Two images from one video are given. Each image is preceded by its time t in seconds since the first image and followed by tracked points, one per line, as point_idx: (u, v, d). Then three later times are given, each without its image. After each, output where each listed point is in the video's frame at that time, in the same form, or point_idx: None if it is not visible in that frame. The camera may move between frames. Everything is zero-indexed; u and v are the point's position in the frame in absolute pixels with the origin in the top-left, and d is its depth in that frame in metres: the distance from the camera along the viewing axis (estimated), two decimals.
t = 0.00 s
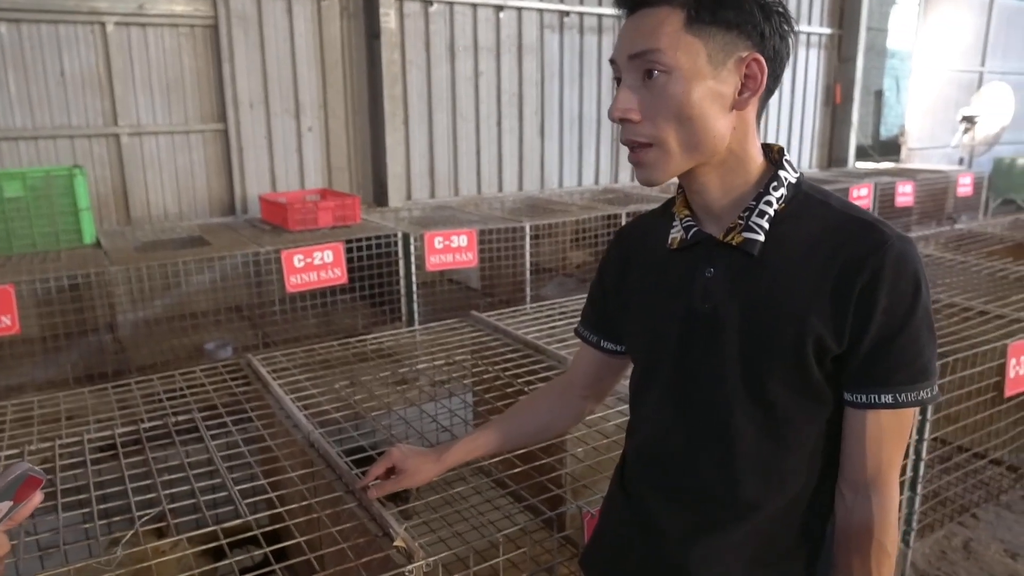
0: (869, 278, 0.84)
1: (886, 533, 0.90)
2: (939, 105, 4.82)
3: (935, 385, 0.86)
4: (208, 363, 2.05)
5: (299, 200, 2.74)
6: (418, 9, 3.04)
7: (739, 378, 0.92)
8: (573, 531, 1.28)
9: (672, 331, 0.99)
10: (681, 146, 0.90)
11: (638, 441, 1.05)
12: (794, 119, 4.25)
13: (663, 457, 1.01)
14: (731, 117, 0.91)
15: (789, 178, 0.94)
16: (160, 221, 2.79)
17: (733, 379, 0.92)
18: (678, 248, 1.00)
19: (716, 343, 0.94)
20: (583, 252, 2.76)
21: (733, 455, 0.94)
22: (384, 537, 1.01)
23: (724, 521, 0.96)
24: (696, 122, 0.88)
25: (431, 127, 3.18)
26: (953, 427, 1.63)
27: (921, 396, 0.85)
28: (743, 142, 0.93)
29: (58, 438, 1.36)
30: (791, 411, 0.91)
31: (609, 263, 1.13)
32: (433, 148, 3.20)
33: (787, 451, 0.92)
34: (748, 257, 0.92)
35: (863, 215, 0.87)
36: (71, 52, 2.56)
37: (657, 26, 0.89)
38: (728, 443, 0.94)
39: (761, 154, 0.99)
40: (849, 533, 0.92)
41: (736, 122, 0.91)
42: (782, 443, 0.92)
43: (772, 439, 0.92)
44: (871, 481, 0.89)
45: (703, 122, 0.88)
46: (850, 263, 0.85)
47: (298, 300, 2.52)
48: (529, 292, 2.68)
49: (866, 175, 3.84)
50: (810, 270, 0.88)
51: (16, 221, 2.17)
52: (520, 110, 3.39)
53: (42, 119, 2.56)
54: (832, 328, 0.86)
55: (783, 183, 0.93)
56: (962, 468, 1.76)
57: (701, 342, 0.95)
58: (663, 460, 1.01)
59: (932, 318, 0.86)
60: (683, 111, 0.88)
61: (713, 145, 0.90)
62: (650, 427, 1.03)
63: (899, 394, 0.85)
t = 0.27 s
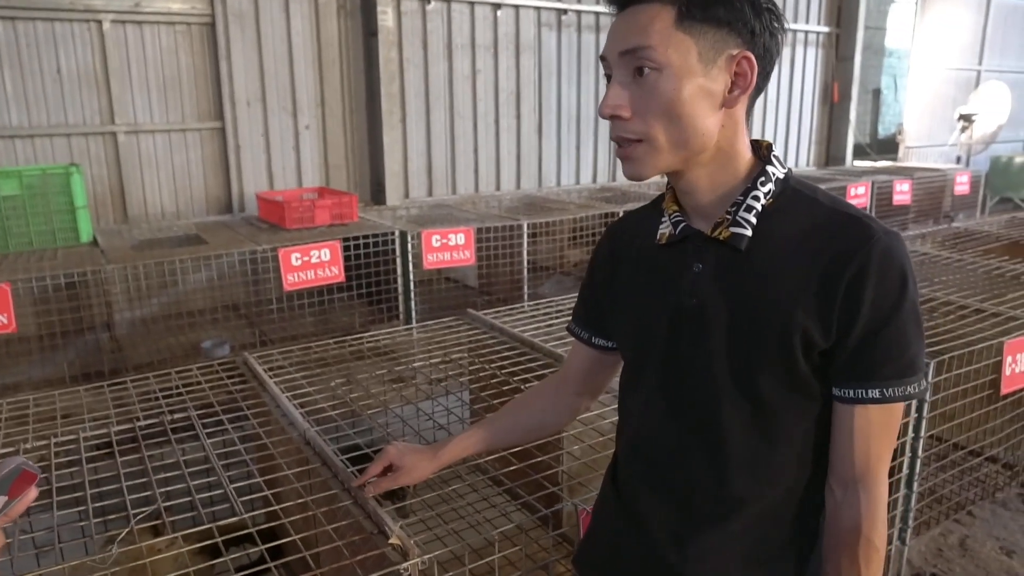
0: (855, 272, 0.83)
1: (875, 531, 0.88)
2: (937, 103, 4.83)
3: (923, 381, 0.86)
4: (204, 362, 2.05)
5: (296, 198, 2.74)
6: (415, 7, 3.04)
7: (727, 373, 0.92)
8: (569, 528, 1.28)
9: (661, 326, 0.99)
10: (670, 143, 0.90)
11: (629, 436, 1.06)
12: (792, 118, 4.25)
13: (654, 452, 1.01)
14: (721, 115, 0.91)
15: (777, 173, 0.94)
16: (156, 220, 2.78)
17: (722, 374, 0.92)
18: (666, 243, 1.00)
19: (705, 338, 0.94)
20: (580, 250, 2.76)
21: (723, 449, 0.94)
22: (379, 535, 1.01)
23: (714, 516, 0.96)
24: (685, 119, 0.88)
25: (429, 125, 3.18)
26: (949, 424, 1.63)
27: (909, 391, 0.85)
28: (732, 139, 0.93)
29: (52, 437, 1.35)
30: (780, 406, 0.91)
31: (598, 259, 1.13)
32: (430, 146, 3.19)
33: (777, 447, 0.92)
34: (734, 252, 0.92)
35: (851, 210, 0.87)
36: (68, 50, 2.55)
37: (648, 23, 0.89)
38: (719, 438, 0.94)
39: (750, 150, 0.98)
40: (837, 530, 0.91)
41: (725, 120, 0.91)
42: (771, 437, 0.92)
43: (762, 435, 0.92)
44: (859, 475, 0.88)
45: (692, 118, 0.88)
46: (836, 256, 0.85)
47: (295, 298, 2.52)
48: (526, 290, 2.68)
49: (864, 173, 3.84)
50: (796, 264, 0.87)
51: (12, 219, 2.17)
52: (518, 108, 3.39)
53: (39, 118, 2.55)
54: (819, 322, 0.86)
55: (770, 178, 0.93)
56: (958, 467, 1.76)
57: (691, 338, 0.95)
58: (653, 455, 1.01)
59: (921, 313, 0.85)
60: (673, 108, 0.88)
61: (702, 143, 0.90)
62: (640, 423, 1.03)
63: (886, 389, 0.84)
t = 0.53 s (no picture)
0: (840, 266, 0.83)
1: (864, 527, 0.88)
2: (934, 102, 4.84)
3: (910, 373, 0.86)
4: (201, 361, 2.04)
5: (294, 197, 2.74)
6: (413, 6, 3.04)
7: (716, 369, 0.92)
8: (568, 526, 1.27)
9: (650, 322, 0.99)
10: (662, 139, 0.89)
11: (620, 433, 1.05)
12: (789, 116, 4.26)
13: (647, 450, 1.01)
14: (712, 112, 0.90)
15: (764, 169, 0.94)
16: (154, 219, 2.78)
17: (711, 369, 0.92)
18: (655, 239, 1.00)
19: (693, 332, 0.93)
20: (578, 249, 2.76)
21: (715, 446, 0.93)
22: (377, 535, 1.01)
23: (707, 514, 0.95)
24: (677, 115, 0.88)
25: (427, 123, 3.17)
26: (945, 423, 1.63)
27: (894, 385, 0.85)
28: (723, 135, 0.93)
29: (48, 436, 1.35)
30: (772, 403, 0.90)
31: (590, 255, 1.13)
32: (428, 145, 3.19)
33: (770, 443, 0.92)
34: (722, 247, 0.91)
35: (836, 204, 0.87)
36: (64, 48, 2.55)
37: (642, 19, 0.89)
38: (710, 434, 0.94)
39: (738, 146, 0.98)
40: (826, 527, 0.92)
41: (716, 117, 0.91)
42: (763, 433, 0.92)
43: (754, 431, 0.92)
44: (848, 471, 0.88)
45: (685, 115, 0.88)
46: (822, 250, 0.85)
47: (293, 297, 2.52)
48: (524, 289, 2.68)
49: (861, 171, 3.85)
50: (783, 259, 0.87)
51: (9, 218, 2.16)
52: (516, 106, 3.39)
53: (35, 116, 2.55)
54: (805, 316, 0.86)
55: (758, 173, 0.93)
56: (956, 465, 1.76)
57: (679, 333, 0.95)
58: (646, 453, 1.01)
59: (907, 308, 0.85)
60: (665, 104, 0.88)
61: (693, 139, 0.90)
62: (631, 419, 1.03)
63: (873, 384, 0.84)
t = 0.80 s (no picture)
0: (833, 261, 0.83)
1: (866, 517, 0.87)
2: (930, 101, 4.84)
3: (906, 364, 0.85)
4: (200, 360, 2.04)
5: (292, 196, 2.74)
6: (411, 5, 3.03)
7: (711, 367, 0.92)
8: (567, 526, 1.27)
9: (644, 320, 0.99)
10: (654, 146, 0.90)
11: (617, 430, 1.06)
12: (787, 116, 4.26)
13: (645, 447, 1.01)
14: (703, 116, 0.91)
15: (756, 167, 0.94)
16: (152, 218, 2.77)
17: (706, 366, 0.92)
18: (649, 238, 1.00)
19: (688, 329, 0.93)
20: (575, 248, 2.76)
21: (713, 443, 0.93)
22: (377, 534, 1.01)
23: (705, 507, 0.96)
24: (667, 121, 0.88)
25: (425, 122, 3.17)
26: (942, 422, 1.64)
27: (892, 377, 0.84)
28: (715, 136, 0.93)
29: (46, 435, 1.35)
30: (770, 400, 0.90)
31: (583, 255, 1.14)
32: (427, 144, 3.19)
33: (770, 441, 0.92)
34: (716, 244, 0.92)
35: (829, 199, 0.87)
36: (61, 47, 2.54)
37: (628, 26, 0.89)
38: (708, 430, 0.94)
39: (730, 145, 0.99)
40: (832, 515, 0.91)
41: (706, 121, 0.92)
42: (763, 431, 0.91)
43: (749, 429, 0.91)
44: (851, 462, 0.87)
45: (675, 120, 0.88)
46: (815, 245, 0.84)
47: (291, 297, 2.51)
48: (522, 288, 2.68)
49: (859, 171, 3.85)
50: (777, 254, 0.87)
51: (6, 218, 2.16)
52: (514, 105, 3.39)
53: (32, 115, 2.54)
54: (800, 311, 0.86)
55: (750, 171, 0.93)
56: (954, 463, 1.77)
57: (673, 331, 0.95)
58: (644, 451, 1.01)
59: (902, 301, 0.84)
60: (655, 111, 0.88)
61: (685, 144, 0.90)
62: (627, 416, 1.03)
63: (870, 376, 0.84)
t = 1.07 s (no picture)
0: (845, 256, 0.81)
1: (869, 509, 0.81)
2: (929, 99, 4.84)
3: (923, 365, 0.81)
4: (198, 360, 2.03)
5: (290, 194, 2.73)
6: (409, 2, 3.02)
7: (718, 364, 0.91)
8: (569, 526, 1.28)
9: (650, 316, 0.99)
10: (659, 147, 0.89)
11: (626, 430, 1.05)
12: (786, 114, 4.25)
13: (652, 445, 1.00)
14: (709, 114, 0.90)
15: (769, 162, 0.93)
16: (150, 217, 2.76)
17: (713, 364, 0.91)
18: (660, 233, 1.00)
19: (695, 327, 0.93)
20: (575, 246, 2.76)
21: (719, 442, 0.93)
22: (379, 535, 1.00)
23: (712, 505, 0.95)
24: (672, 120, 0.88)
25: (424, 121, 3.16)
26: (945, 419, 1.63)
27: (909, 377, 0.80)
28: (725, 132, 0.92)
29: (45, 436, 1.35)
30: (780, 399, 0.89)
31: (593, 252, 1.14)
32: (426, 142, 3.18)
33: (780, 440, 0.90)
34: (726, 240, 0.91)
35: (842, 197, 0.86)
36: (58, 45, 2.53)
37: (631, 26, 0.88)
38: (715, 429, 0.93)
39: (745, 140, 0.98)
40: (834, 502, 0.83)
41: (713, 119, 0.90)
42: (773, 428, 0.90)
43: (757, 428, 0.90)
44: (867, 448, 0.82)
45: (679, 119, 0.88)
46: (828, 238, 0.83)
47: (290, 296, 2.50)
48: (522, 286, 2.67)
49: (858, 168, 3.85)
50: (788, 248, 0.86)
51: (4, 217, 2.14)
52: (513, 104, 3.38)
53: (29, 114, 2.53)
54: (811, 310, 0.84)
55: (763, 167, 0.92)
56: (956, 461, 1.76)
57: (680, 328, 0.95)
58: (652, 449, 1.00)
59: (918, 301, 0.82)
60: (659, 112, 0.87)
61: (691, 144, 0.90)
62: (634, 415, 1.02)
63: (886, 376, 0.80)
